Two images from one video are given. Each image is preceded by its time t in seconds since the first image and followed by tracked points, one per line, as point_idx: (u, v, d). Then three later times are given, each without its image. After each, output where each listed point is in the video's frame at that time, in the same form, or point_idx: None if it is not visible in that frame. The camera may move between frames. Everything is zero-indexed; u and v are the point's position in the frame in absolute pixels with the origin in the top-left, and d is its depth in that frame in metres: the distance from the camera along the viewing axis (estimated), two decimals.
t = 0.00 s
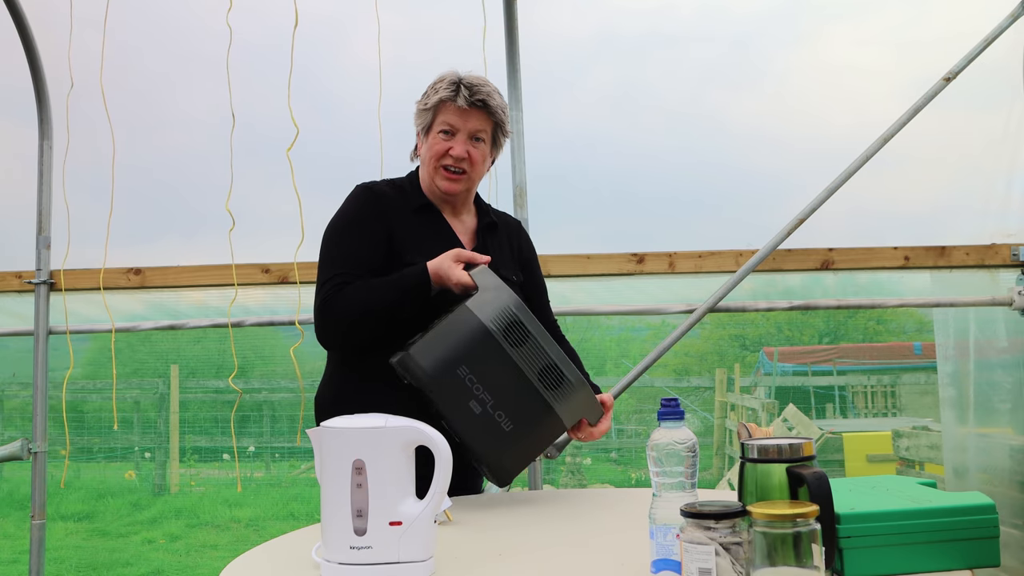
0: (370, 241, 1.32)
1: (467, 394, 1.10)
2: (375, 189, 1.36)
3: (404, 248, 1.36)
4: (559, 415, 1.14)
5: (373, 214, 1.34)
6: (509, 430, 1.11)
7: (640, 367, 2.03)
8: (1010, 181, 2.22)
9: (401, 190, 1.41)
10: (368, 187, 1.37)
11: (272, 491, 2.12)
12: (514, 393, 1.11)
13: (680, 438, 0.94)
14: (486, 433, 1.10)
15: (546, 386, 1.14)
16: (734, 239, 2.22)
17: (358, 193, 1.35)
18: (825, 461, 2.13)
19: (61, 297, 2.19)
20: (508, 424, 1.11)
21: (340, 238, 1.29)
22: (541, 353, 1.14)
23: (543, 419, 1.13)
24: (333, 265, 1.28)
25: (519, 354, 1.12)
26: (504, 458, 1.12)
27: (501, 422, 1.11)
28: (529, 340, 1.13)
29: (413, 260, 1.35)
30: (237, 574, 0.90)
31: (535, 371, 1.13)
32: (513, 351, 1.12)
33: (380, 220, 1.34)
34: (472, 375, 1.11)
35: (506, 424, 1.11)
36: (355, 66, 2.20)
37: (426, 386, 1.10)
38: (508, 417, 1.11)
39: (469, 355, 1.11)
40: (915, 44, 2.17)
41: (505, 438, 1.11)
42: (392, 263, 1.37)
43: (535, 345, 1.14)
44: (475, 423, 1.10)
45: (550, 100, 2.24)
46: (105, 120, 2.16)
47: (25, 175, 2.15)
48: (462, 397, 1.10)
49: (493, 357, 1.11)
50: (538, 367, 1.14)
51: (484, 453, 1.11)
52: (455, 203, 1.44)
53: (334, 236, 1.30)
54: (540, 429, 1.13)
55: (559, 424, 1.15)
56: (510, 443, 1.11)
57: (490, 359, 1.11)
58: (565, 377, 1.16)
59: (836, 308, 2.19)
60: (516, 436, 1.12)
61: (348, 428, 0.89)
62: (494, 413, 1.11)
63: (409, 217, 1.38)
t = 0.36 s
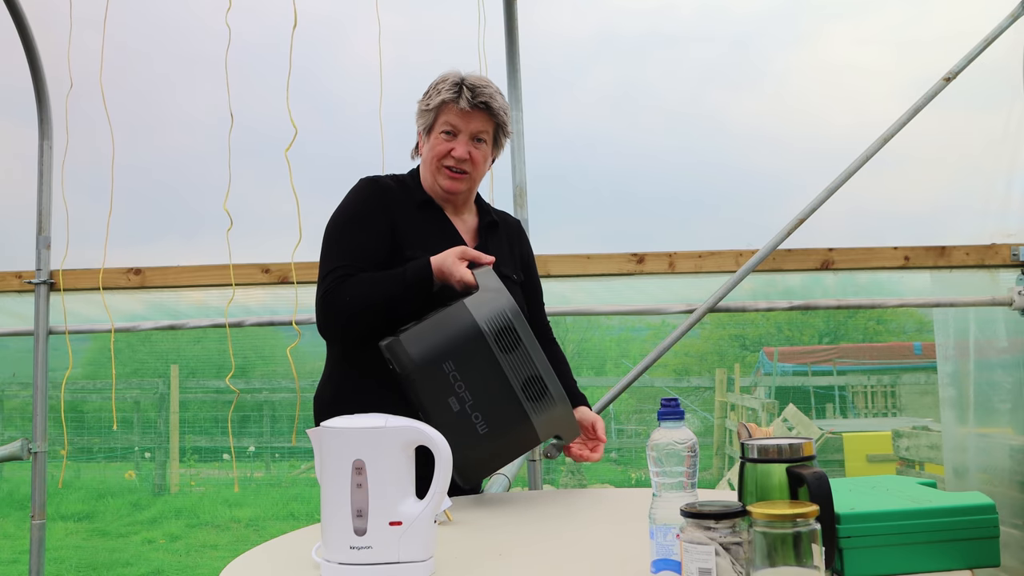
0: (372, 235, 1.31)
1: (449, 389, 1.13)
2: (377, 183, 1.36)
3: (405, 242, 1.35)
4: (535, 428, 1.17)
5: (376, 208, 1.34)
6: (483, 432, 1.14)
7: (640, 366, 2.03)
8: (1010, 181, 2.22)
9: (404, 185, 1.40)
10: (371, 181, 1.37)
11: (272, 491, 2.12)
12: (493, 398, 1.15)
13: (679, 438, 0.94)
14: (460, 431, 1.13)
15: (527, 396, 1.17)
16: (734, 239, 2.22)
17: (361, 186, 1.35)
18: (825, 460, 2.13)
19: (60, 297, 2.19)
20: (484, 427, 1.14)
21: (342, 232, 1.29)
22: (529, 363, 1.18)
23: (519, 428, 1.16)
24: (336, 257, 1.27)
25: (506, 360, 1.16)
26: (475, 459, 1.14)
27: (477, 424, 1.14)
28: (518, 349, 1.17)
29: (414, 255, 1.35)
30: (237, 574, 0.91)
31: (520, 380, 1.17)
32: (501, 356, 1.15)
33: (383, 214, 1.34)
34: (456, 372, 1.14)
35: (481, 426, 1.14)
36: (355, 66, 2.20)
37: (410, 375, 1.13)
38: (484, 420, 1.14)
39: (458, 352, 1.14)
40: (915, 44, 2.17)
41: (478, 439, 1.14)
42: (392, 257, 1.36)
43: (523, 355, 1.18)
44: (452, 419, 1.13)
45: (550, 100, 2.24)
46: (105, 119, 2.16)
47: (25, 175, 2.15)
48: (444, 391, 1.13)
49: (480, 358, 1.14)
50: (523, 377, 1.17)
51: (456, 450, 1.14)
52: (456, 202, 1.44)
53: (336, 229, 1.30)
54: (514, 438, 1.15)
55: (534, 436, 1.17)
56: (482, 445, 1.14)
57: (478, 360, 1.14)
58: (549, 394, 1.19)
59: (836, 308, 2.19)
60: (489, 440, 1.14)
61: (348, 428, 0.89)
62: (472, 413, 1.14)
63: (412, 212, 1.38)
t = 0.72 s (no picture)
0: (369, 237, 1.32)
1: (450, 400, 1.13)
2: (377, 184, 1.37)
3: (403, 244, 1.35)
4: (537, 434, 1.18)
5: (374, 210, 1.34)
6: (486, 440, 1.14)
7: (640, 366, 2.03)
8: (1010, 181, 2.22)
9: (403, 186, 1.41)
10: (370, 182, 1.37)
11: (272, 491, 2.13)
12: (495, 406, 1.15)
13: (679, 438, 0.94)
14: (462, 441, 1.13)
15: (528, 403, 1.17)
16: (734, 239, 2.22)
17: (361, 188, 1.35)
18: (825, 461, 2.13)
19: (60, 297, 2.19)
20: (486, 435, 1.14)
21: (340, 234, 1.29)
22: (528, 369, 1.18)
23: (521, 435, 1.16)
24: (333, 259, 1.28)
25: (507, 368, 1.16)
26: (479, 467, 1.14)
27: (480, 432, 1.14)
28: (519, 355, 1.17)
29: (412, 258, 1.35)
30: (237, 574, 0.90)
31: (520, 386, 1.17)
32: (502, 365, 1.15)
33: (380, 215, 1.34)
34: (457, 383, 1.13)
35: (484, 435, 1.14)
36: (355, 66, 2.21)
37: (411, 389, 1.12)
38: (486, 428, 1.14)
39: (458, 363, 1.13)
40: (915, 44, 2.17)
41: (482, 447, 1.14)
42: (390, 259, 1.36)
43: (523, 362, 1.18)
44: (455, 429, 1.13)
45: (550, 100, 2.24)
46: (105, 119, 2.16)
47: (25, 175, 2.15)
48: (445, 402, 1.13)
49: (480, 367, 1.14)
50: (523, 384, 1.17)
51: (459, 459, 1.13)
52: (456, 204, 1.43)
53: (335, 231, 1.30)
54: (516, 445, 1.16)
55: (536, 442, 1.18)
56: (485, 453, 1.14)
57: (477, 369, 1.14)
58: (549, 398, 1.20)
59: (836, 308, 2.19)
60: (491, 448, 1.14)
61: (348, 428, 0.89)
62: (474, 422, 1.14)
63: (411, 213, 1.38)
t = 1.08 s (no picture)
0: (364, 240, 1.32)
1: (464, 414, 1.00)
2: (375, 186, 1.37)
3: (399, 247, 1.35)
4: (565, 428, 1.02)
5: (370, 212, 1.34)
6: (513, 445, 0.99)
7: (639, 367, 2.01)
8: (1010, 182, 2.22)
9: (402, 188, 1.41)
10: (368, 184, 1.37)
11: (272, 491, 2.13)
12: (515, 409, 1.00)
13: (680, 438, 0.94)
14: (489, 455, 0.99)
15: (547, 398, 1.01)
16: (734, 239, 2.22)
17: (358, 190, 1.36)
18: (825, 460, 2.13)
19: (60, 297, 2.18)
20: (512, 439, 0.99)
21: (335, 237, 1.30)
22: (538, 363, 1.02)
23: (548, 436, 1.00)
24: (328, 261, 1.28)
25: (515, 367, 1.01)
26: (512, 479, 1.00)
27: (505, 439, 0.99)
28: (524, 346, 1.02)
29: (408, 261, 1.35)
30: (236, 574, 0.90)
31: (534, 379, 1.02)
32: (508, 364, 1.01)
33: (377, 218, 1.34)
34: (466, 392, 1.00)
35: (509, 442, 0.99)
36: (355, 66, 2.21)
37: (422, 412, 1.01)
38: (511, 432, 0.99)
39: (462, 372, 1.01)
40: (915, 44, 2.17)
41: (511, 455, 0.99)
42: (386, 261, 1.36)
43: (530, 351, 1.02)
44: (478, 442, 0.99)
45: (550, 100, 2.24)
46: (104, 119, 2.16)
47: (25, 175, 2.15)
48: (459, 416, 1.00)
49: (484, 368, 1.00)
50: (537, 375, 1.02)
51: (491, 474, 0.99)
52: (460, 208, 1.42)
53: (331, 234, 1.30)
54: (546, 448, 1.01)
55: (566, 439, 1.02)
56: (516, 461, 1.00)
57: (484, 370, 1.00)
58: (568, 388, 1.03)
59: (836, 308, 2.19)
60: (521, 452, 1.00)
61: (348, 428, 0.89)
62: (495, 428, 1.00)
63: (409, 216, 1.38)
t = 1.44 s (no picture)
0: (356, 247, 1.31)
1: (517, 423, 1.15)
2: (366, 191, 1.36)
3: (393, 254, 1.35)
4: (599, 386, 1.20)
5: (362, 219, 1.33)
6: (566, 426, 1.18)
7: (640, 366, 2.02)
8: (1010, 181, 2.22)
9: (396, 190, 1.40)
10: (359, 190, 1.36)
11: (272, 491, 2.13)
12: (555, 393, 1.17)
13: (680, 438, 0.94)
14: (550, 442, 1.17)
15: (574, 369, 1.18)
16: (734, 239, 2.22)
17: (350, 196, 1.35)
18: (825, 460, 2.13)
19: (60, 297, 2.18)
20: (563, 422, 1.18)
21: (326, 246, 1.29)
22: (555, 344, 1.16)
23: (586, 398, 1.19)
24: (320, 272, 1.28)
25: (537, 358, 1.15)
26: (575, 449, 1.20)
27: (557, 424, 1.17)
28: (536, 340, 1.15)
29: (402, 267, 1.35)
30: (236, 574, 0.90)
31: (559, 362, 1.17)
32: (531, 360, 1.15)
33: (369, 224, 1.34)
34: (508, 403, 1.15)
35: (561, 423, 1.18)
36: (355, 66, 2.21)
37: (479, 440, 1.14)
38: (560, 417, 1.17)
39: (495, 386, 1.13)
40: (915, 44, 2.17)
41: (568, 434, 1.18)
42: (380, 267, 1.36)
43: (544, 340, 1.16)
44: (538, 440, 1.16)
45: (550, 100, 2.24)
46: (104, 119, 2.16)
47: (25, 175, 2.15)
48: (512, 426, 1.15)
49: (515, 376, 1.14)
50: (559, 357, 1.17)
51: (555, 456, 1.18)
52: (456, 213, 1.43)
53: (323, 243, 1.30)
54: (589, 410, 1.20)
55: (601, 392, 1.21)
56: (572, 437, 1.19)
57: (515, 377, 1.14)
58: (588, 351, 1.19)
59: (836, 308, 2.19)
60: (573, 427, 1.19)
61: (348, 428, 0.89)
62: (546, 419, 1.17)
63: (402, 220, 1.37)
